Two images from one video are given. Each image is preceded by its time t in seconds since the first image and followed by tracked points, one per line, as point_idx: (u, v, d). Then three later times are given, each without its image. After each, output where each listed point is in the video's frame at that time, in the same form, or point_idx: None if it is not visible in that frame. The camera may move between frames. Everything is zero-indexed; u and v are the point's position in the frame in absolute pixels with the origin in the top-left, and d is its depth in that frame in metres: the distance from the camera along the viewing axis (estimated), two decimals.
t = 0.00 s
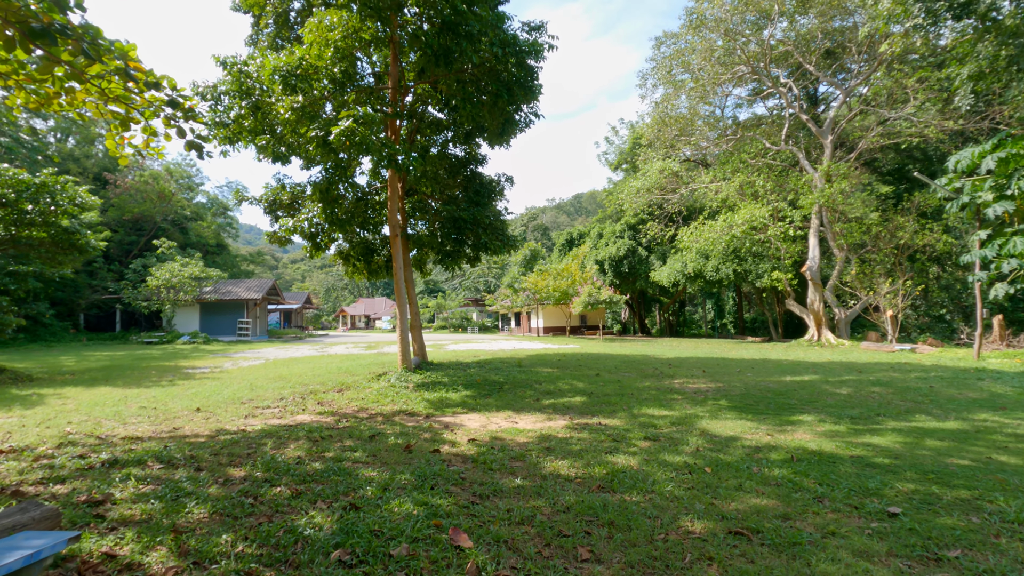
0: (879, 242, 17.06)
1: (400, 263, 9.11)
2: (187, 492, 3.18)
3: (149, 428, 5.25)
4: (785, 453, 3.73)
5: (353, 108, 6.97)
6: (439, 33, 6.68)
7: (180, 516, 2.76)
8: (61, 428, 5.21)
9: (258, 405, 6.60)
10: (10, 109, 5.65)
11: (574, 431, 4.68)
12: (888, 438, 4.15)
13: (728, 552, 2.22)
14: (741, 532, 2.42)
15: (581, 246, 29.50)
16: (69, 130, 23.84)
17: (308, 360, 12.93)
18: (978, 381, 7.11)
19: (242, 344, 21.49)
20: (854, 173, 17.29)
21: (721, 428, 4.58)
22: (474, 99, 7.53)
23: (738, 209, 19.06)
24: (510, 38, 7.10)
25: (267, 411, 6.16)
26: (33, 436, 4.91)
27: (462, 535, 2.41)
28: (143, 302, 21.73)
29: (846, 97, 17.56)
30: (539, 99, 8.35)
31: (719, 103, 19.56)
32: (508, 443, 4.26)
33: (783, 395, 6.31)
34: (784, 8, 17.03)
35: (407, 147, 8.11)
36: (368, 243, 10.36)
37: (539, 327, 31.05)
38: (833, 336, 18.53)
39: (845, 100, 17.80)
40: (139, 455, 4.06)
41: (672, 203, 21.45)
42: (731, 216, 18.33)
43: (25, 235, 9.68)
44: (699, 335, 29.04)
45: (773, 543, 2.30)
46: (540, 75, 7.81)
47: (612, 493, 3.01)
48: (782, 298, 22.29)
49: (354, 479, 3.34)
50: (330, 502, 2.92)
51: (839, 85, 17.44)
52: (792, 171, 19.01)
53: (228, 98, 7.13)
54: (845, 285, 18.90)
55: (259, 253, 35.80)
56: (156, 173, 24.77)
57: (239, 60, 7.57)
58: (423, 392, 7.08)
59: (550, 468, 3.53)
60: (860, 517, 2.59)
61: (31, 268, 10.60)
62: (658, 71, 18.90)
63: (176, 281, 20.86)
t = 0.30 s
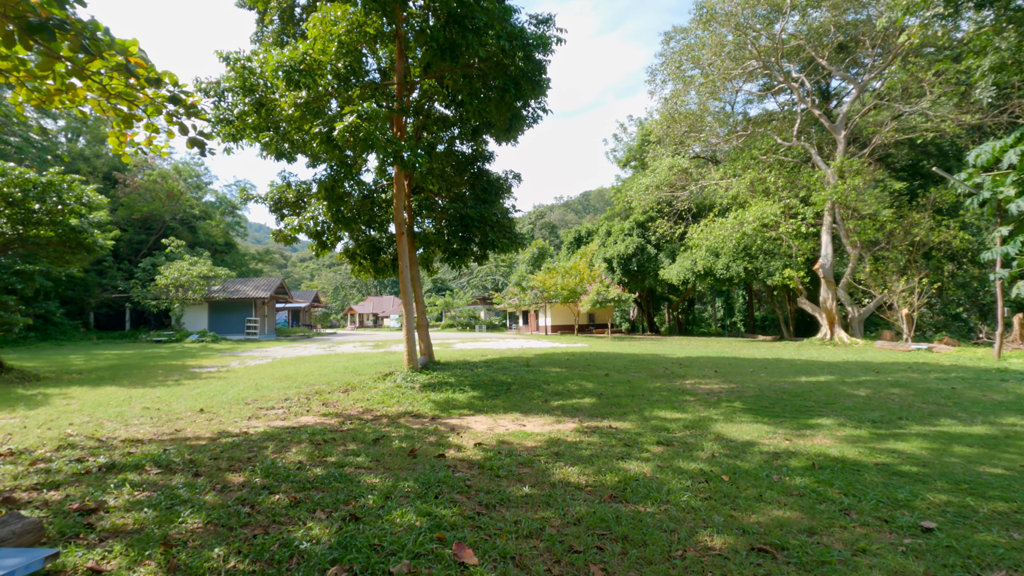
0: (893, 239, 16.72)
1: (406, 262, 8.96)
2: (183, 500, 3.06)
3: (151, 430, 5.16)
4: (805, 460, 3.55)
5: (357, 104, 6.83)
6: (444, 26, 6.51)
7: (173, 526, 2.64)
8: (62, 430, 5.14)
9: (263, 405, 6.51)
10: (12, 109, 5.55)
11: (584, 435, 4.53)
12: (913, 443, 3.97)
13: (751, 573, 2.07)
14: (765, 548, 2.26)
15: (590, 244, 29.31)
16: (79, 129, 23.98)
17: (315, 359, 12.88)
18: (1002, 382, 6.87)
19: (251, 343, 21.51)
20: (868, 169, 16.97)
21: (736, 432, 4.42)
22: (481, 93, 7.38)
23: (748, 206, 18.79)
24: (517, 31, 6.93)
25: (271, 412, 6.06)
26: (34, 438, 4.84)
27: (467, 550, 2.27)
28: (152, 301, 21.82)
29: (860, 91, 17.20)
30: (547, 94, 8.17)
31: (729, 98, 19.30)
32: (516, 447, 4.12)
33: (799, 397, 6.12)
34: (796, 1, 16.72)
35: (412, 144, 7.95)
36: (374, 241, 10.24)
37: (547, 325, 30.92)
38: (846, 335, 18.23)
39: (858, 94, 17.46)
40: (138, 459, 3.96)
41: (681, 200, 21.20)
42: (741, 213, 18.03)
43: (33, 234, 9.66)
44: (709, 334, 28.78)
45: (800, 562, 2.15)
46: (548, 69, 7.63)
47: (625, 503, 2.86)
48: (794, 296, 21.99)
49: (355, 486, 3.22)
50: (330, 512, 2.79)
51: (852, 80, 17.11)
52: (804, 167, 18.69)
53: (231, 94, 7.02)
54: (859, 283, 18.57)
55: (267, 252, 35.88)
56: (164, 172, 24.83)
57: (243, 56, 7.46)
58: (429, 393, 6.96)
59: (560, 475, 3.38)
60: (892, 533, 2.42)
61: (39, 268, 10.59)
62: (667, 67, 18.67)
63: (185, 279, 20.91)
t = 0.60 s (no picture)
0: (908, 237, 16.38)
1: (414, 259, 8.82)
2: (181, 502, 2.97)
3: (154, 429, 5.10)
4: (828, 463, 3.39)
5: (363, 97, 6.71)
6: (453, 16, 6.38)
7: (168, 531, 2.54)
8: (66, 428, 5.08)
9: (268, 404, 6.42)
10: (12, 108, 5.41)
11: (595, 436, 4.39)
12: (941, 447, 3.78)
13: None
14: (792, 560, 2.12)
15: (599, 242, 29.11)
16: (90, 128, 24.11)
17: (324, 357, 12.84)
18: None
19: (260, 341, 21.58)
20: (883, 165, 16.63)
21: (754, 434, 4.25)
22: (489, 87, 7.25)
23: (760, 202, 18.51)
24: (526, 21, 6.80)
25: (276, 411, 5.97)
26: (36, 436, 4.78)
27: (473, 559, 2.15)
28: (162, 299, 21.93)
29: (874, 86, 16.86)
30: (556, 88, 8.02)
31: (740, 94, 19.01)
32: (524, 448, 3.99)
33: (817, 397, 5.94)
34: None
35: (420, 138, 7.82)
36: (381, 239, 10.15)
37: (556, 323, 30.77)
38: (860, 333, 17.91)
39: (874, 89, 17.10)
40: (138, 458, 3.87)
41: (692, 197, 20.94)
42: (753, 210, 17.71)
43: (42, 232, 9.63)
44: (719, 332, 28.51)
45: None
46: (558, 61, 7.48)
47: (641, 510, 2.71)
48: (806, 294, 21.68)
49: (359, 489, 3.10)
50: (331, 517, 2.68)
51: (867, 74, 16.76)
52: (818, 163, 18.37)
53: (236, 89, 6.95)
54: (874, 281, 18.24)
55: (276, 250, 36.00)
56: (174, 171, 24.91)
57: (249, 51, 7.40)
58: (436, 392, 6.84)
59: (571, 478, 3.25)
60: (927, 545, 2.26)
61: (49, 266, 10.58)
62: (677, 62, 18.43)
63: (195, 278, 20.97)
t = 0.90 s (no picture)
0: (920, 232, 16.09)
1: (419, 255, 8.67)
2: (178, 506, 2.85)
3: (155, 428, 5.00)
4: (851, 467, 3.23)
5: (367, 89, 6.57)
6: (458, 6, 6.22)
7: (161, 538, 2.42)
8: (65, 427, 4.99)
9: (272, 402, 6.32)
10: (16, 103, 5.28)
11: (605, 437, 4.25)
12: (970, 450, 3.61)
13: None
14: None
15: (605, 238, 28.90)
16: (96, 126, 24.13)
17: (329, 354, 12.74)
18: None
19: (266, 338, 21.55)
20: (895, 160, 16.35)
21: (771, 435, 4.10)
22: (495, 78, 7.10)
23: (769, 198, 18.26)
24: (533, 11, 6.64)
25: (279, 409, 5.87)
26: (35, 436, 4.68)
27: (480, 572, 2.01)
28: (169, 296, 21.94)
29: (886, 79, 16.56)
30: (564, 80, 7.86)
31: (749, 88, 18.74)
32: (533, 450, 3.85)
33: (833, 396, 5.77)
34: None
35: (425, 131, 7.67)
36: (386, 235, 10.03)
37: (562, 320, 30.61)
38: (872, 331, 17.64)
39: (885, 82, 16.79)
40: (136, 459, 3.77)
41: (700, 193, 20.69)
42: (762, 206, 17.40)
43: (46, 228, 9.56)
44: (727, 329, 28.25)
45: None
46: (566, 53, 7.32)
47: (658, 517, 2.57)
48: (816, 291, 21.40)
49: (361, 493, 2.98)
50: (331, 524, 2.55)
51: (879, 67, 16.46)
52: (828, 158, 18.08)
53: (238, 82, 6.85)
54: (886, 277, 17.95)
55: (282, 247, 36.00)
56: (180, 168, 24.91)
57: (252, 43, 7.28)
58: (442, 390, 6.72)
59: (582, 482, 3.10)
60: (969, 560, 2.10)
61: (53, 263, 10.53)
62: (685, 56, 18.20)
63: (200, 274, 20.98)
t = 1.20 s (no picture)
0: (927, 230, 15.88)
1: (421, 254, 8.52)
2: (170, 518, 2.73)
3: (152, 431, 4.89)
4: (873, 476, 3.10)
5: (369, 85, 6.43)
6: None
7: (150, 554, 2.30)
8: (60, 430, 4.88)
9: (272, 404, 6.20)
10: (17, 101, 5.11)
11: (614, 442, 4.12)
12: (995, 457, 3.47)
13: None
14: None
15: (608, 236, 28.74)
16: (97, 124, 24.04)
17: (330, 354, 12.63)
18: None
19: (267, 336, 21.47)
20: (902, 157, 16.14)
21: (786, 441, 3.96)
22: (499, 74, 6.94)
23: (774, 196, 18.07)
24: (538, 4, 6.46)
25: (279, 411, 5.74)
26: (28, 439, 4.57)
27: None
28: (170, 295, 21.86)
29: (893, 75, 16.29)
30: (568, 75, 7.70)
31: (753, 86, 18.51)
32: (539, 457, 3.72)
33: (845, 399, 5.63)
34: None
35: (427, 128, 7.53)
36: (388, 233, 9.91)
37: (564, 319, 30.46)
38: (878, 330, 17.46)
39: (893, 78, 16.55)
40: (130, 465, 3.65)
41: (703, 191, 20.51)
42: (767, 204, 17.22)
43: (45, 227, 9.46)
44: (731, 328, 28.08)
45: None
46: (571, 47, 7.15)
47: (673, 532, 2.44)
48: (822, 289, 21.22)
49: (362, 503, 2.85)
50: (330, 538, 2.42)
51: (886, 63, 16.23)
52: (834, 156, 17.88)
53: (237, 77, 6.73)
54: (892, 276, 17.76)
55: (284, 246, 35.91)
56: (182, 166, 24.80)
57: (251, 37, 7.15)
58: (445, 391, 6.60)
59: (592, 492, 2.97)
60: None
61: (53, 262, 10.43)
62: (690, 52, 18.01)
63: (202, 273, 20.89)
